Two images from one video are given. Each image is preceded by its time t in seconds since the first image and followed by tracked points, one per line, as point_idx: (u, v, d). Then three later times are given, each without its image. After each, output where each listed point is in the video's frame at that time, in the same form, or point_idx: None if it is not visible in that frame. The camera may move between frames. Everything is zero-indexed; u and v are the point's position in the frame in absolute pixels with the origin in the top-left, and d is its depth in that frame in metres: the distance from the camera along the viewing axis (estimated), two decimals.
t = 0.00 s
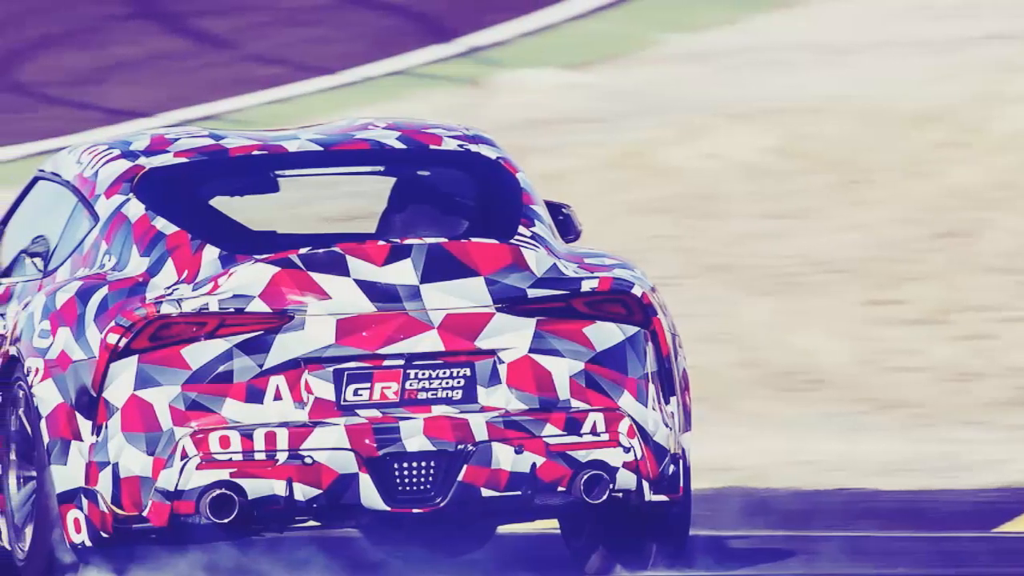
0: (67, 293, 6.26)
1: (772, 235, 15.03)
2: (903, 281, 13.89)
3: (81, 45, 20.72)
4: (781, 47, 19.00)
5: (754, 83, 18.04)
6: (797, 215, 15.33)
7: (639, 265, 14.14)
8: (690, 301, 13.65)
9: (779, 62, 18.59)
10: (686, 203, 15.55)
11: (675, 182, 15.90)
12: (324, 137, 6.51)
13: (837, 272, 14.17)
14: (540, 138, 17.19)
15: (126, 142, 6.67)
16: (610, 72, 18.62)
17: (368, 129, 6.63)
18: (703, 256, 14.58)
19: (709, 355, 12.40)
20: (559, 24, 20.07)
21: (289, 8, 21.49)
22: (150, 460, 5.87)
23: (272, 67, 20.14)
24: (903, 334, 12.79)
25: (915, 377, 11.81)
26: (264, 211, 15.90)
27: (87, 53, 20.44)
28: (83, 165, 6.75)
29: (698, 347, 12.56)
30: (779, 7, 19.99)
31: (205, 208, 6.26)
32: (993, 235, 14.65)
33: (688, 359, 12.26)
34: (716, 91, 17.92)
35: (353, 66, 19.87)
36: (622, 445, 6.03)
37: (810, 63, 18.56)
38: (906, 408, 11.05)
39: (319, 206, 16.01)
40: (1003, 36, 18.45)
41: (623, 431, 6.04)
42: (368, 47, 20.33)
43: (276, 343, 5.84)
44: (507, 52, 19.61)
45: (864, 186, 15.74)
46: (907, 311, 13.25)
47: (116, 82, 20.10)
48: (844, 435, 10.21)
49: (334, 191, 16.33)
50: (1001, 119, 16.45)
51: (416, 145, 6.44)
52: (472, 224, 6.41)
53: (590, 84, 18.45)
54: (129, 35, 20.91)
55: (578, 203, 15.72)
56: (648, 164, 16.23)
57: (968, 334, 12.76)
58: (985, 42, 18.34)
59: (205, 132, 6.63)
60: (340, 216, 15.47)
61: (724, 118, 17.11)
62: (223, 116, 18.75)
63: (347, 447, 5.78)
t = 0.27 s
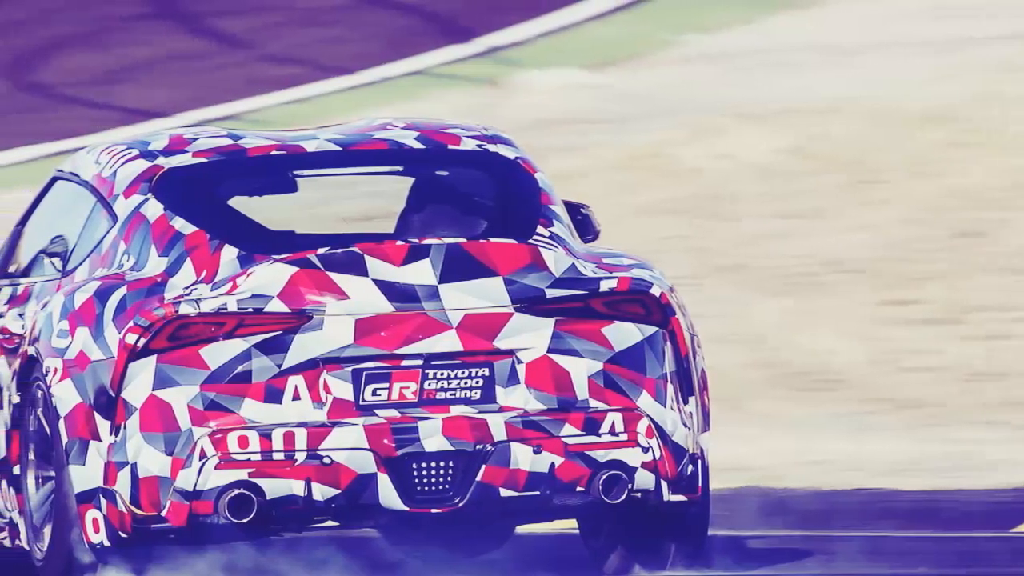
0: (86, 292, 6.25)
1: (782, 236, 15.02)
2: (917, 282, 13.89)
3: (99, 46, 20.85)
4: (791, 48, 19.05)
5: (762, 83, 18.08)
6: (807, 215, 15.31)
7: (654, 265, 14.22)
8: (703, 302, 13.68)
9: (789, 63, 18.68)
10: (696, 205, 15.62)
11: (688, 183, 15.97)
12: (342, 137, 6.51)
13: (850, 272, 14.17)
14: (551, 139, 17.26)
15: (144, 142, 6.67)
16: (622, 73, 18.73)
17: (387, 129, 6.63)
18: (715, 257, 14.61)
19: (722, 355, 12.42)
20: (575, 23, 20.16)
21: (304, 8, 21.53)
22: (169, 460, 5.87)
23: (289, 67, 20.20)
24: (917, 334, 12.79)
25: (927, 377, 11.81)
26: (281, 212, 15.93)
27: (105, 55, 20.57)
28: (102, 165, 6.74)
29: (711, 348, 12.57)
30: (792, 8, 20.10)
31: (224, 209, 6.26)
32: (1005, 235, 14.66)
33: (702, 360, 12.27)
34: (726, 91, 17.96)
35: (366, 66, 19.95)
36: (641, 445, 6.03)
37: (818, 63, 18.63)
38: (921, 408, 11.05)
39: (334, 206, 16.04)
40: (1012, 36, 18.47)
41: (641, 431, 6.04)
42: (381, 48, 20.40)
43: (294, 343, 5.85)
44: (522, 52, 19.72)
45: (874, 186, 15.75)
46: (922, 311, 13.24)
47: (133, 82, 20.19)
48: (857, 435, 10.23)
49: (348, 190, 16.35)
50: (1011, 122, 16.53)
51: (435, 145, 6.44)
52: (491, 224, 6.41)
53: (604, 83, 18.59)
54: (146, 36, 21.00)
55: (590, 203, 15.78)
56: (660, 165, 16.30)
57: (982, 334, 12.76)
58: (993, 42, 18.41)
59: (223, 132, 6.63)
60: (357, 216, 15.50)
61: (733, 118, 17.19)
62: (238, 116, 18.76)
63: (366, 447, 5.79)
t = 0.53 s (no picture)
0: (107, 292, 6.24)
1: (806, 235, 15.15)
2: (943, 281, 13.89)
3: (119, 45, 20.95)
4: (822, 47, 19.26)
5: (795, 82, 18.37)
6: (833, 215, 15.44)
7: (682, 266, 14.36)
8: (728, 302, 13.75)
9: (821, 61, 18.90)
10: (723, 203, 15.91)
11: (717, 182, 16.24)
12: (365, 136, 6.50)
13: (879, 272, 14.18)
14: (582, 138, 17.60)
15: (166, 141, 6.68)
16: (654, 71, 18.91)
17: (409, 129, 6.63)
18: (742, 257, 14.76)
19: (749, 355, 12.46)
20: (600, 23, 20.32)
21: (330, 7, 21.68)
22: (190, 460, 5.87)
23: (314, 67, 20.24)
24: (944, 334, 12.79)
25: (952, 377, 11.81)
26: (304, 211, 15.97)
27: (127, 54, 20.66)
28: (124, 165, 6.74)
29: (736, 347, 12.61)
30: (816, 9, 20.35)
31: (245, 209, 6.25)
32: None
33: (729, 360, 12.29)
34: (746, 91, 18.25)
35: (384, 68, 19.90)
36: (662, 445, 6.03)
37: (852, 62, 18.82)
38: (945, 408, 11.06)
39: (358, 205, 16.05)
40: None
41: (663, 431, 6.03)
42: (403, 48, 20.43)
43: (316, 343, 5.85)
44: (546, 51, 19.87)
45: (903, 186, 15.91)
46: (948, 311, 13.24)
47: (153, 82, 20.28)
48: (898, 436, 10.22)
49: (372, 190, 16.38)
50: None
51: (457, 145, 6.44)
52: (513, 224, 6.40)
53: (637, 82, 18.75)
54: (169, 36, 21.08)
55: (621, 203, 15.95)
56: (691, 164, 16.60)
57: (1007, 334, 12.75)
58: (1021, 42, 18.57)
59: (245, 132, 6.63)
60: (380, 216, 15.52)
61: (766, 118, 17.37)
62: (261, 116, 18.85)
63: (388, 447, 5.79)
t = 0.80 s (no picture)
0: (131, 292, 6.24)
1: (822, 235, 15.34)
2: (958, 282, 14.08)
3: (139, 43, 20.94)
4: (829, 47, 19.36)
5: (801, 83, 18.49)
6: (840, 213, 15.72)
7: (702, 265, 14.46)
8: (749, 300, 13.86)
9: (834, 62, 18.99)
10: (742, 203, 16.08)
11: (733, 180, 16.47)
12: (388, 137, 6.50)
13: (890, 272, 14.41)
14: (596, 138, 17.75)
15: (190, 141, 6.67)
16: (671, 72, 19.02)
17: (433, 129, 6.63)
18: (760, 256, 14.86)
19: (768, 355, 12.58)
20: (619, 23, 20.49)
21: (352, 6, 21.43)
22: (214, 460, 5.87)
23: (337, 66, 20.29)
24: (960, 335, 12.96)
25: (973, 377, 11.92)
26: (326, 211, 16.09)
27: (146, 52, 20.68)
28: (147, 165, 6.74)
29: (756, 347, 12.72)
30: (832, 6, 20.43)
31: (269, 209, 6.25)
32: None
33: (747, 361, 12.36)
34: (756, 90, 18.41)
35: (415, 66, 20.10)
36: (686, 445, 6.03)
37: (865, 61, 18.93)
38: (967, 408, 11.13)
39: (379, 206, 16.12)
40: None
41: (687, 431, 6.03)
42: (419, 49, 20.49)
43: (340, 342, 5.85)
44: (565, 52, 20.03)
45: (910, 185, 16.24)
46: (968, 311, 13.38)
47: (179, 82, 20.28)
48: (901, 433, 10.35)
49: (394, 190, 16.45)
50: None
51: (481, 145, 6.43)
52: (537, 224, 6.40)
53: (654, 82, 18.86)
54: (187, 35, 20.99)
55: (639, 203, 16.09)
56: (710, 164, 16.81)
57: None
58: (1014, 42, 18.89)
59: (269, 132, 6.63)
60: (400, 216, 15.60)
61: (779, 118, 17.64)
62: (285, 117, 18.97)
63: (412, 447, 5.79)
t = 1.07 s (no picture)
0: (153, 292, 6.24)
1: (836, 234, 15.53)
2: (982, 282, 14.30)
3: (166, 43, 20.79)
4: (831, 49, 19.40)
5: (807, 84, 18.58)
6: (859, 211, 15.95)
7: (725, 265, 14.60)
8: (770, 302, 14.05)
9: (843, 63, 19.01)
10: (762, 203, 16.28)
11: (748, 181, 16.69)
12: (410, 136, 6.50)
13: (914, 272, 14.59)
14: (620, 138, 17.74)
15: (212, 141, 6.68)
16: (695, 72, 19.12)
17: (455, 129, 6.63)
18: (783, 255, 15.05)
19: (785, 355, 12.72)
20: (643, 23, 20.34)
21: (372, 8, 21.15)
22: (237, 460, 5.87)
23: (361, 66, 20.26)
24: (984, 334, 13.14)
25: (995, 377, 12.14)
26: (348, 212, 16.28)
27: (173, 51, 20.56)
28: (170, 165, 6.74)
29: (779, 348, 12.87)
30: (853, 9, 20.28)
31: (291, 209, 6.25)
32: None
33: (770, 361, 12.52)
34: (768, 91, 18.50)
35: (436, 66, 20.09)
36: (708, 445, 6.02)
37: (883, 64, 18.91)
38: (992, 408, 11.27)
39: (404, 207, 16.05)
40: None
41: (709, 431, 6.03)
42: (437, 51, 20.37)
43: (362, 342, 5.85)
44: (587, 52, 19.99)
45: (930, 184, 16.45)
46: (992, 310, 13.59)
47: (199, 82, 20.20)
48: (902, 432, 10.48)
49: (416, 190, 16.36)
50: None
51: (503, 145, 6.43)
52: (559, 224, 6.40)
53: (677, 82, 18.93)
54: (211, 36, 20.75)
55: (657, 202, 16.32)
56: (729, 164, 17.07)
57: None
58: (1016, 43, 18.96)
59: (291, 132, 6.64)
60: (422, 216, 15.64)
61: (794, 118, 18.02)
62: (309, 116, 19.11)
63: (434, 447, 5.79)
